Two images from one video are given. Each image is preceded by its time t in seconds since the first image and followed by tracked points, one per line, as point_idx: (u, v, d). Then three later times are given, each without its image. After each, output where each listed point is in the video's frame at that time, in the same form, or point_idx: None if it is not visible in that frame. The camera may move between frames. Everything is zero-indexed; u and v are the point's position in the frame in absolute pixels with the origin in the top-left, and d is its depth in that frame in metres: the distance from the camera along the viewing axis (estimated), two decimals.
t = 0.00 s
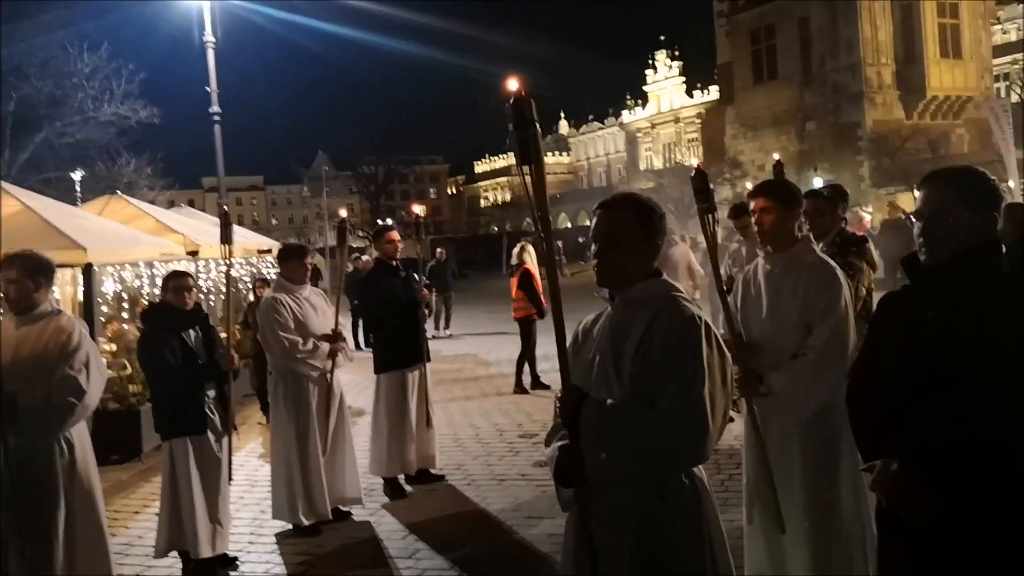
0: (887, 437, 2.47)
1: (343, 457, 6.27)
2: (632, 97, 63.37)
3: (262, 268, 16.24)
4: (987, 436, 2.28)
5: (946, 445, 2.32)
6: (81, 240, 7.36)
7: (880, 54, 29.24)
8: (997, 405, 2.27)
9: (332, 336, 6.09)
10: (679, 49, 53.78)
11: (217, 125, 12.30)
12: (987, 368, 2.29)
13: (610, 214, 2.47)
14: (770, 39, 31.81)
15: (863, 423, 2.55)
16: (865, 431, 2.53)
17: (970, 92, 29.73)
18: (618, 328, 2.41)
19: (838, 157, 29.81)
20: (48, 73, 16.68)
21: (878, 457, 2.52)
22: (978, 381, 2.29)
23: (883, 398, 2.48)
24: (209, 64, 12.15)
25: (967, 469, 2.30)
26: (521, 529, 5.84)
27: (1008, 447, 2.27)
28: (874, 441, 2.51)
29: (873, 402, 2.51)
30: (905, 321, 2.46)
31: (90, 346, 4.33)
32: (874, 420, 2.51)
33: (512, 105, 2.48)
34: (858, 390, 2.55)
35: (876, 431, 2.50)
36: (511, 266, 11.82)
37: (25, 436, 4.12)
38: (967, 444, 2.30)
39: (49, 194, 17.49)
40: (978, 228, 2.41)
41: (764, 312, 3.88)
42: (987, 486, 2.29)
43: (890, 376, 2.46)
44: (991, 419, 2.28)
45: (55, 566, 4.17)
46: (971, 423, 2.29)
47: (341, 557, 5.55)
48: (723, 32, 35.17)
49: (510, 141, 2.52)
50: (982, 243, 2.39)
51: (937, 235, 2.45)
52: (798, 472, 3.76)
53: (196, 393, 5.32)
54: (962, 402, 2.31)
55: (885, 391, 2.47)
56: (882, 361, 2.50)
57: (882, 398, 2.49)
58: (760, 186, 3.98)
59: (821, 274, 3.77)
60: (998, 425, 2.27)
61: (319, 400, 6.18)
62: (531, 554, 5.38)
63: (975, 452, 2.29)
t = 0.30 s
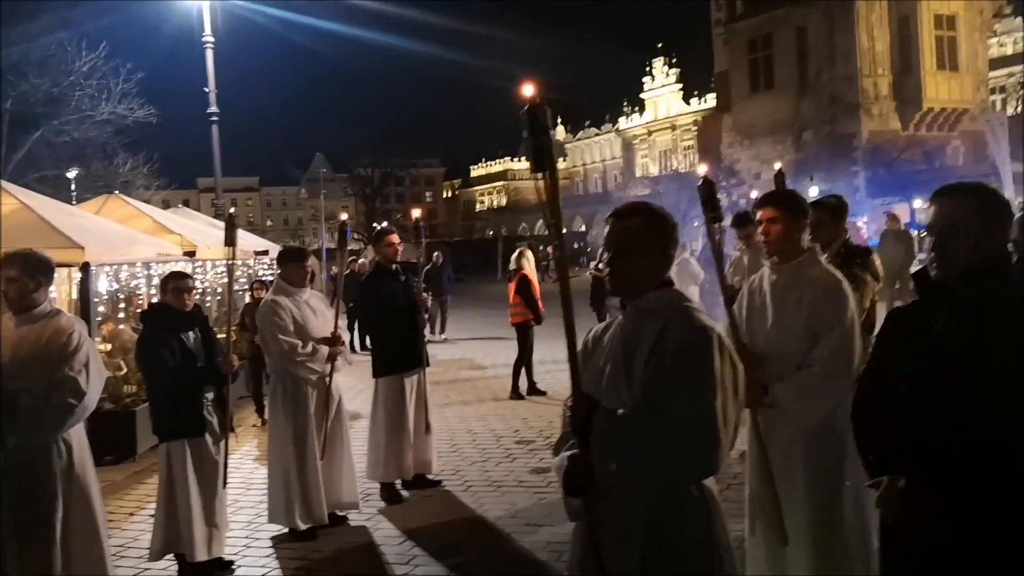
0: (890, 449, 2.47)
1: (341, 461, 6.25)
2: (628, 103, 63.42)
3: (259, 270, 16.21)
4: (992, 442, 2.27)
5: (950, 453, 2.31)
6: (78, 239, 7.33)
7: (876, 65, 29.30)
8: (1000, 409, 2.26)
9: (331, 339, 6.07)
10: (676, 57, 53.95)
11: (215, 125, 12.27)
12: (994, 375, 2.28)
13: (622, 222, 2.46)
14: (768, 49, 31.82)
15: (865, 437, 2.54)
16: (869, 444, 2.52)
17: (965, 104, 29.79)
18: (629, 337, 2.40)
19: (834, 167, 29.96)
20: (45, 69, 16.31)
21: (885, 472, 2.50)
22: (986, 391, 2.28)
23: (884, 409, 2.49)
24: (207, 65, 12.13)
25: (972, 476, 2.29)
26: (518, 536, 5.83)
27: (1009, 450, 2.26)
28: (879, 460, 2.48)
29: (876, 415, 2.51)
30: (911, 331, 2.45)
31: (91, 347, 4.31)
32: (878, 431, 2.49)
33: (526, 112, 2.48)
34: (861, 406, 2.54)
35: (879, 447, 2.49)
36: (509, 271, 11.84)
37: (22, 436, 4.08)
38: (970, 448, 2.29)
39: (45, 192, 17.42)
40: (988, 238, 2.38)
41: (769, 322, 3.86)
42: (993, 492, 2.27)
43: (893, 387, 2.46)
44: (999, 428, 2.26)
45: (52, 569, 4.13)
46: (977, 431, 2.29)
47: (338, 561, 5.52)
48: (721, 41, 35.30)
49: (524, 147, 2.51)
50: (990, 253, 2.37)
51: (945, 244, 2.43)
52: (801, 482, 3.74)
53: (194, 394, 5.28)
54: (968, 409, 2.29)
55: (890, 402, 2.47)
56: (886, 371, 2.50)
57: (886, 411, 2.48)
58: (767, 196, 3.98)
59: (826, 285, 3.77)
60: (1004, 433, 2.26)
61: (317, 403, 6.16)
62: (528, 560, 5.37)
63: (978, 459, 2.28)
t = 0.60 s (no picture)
0: (894, 452, 2.43)
1: (342, 464, 6.22)
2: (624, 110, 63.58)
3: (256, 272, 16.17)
4: (1005, 446, 2.27)
5: (961, 460, 2.32)
6: (78, 238, 7.32)
7: (873, 74, 29.41)
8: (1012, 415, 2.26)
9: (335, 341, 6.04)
10: (673, 64, 54.17)
11: (213, 126, 12.26)
12: (1005, 381, 2.27)
13: (645, 228, 2.47)
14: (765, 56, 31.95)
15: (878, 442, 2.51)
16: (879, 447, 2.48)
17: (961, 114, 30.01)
18: (649, 342, 2.42)
19: (830, 175, 30.02)
20: (44, 69, 16.32)
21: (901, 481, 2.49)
22: (1002, 399, 2.27)
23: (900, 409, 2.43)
24: (207, 66, 12.13)
25: (984, 480, 2.30)
26: (520, 541, 5.80)
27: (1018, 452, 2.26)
28: (892, 468, 2.45)
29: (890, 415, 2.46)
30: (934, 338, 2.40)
31: (96, 347, 4.29)
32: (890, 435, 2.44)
33: (549, 116, 2.52)
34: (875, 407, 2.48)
35: (888, 453, 2.44)
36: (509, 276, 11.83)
37: (25, 436, 4.05)
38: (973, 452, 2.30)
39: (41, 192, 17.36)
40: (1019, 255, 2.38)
41: (779, 330, 3.86)
42: (1002, 495, 2.28)
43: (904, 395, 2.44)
44: (1012, 434, 2.26)
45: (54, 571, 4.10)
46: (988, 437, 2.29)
47: (341, 565, 5.50)
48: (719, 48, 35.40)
49: (548, 151, 2.54)
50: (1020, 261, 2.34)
51: (966, 251, 2.42)
52: (811, 489, 3.75)
53: (199, 394, 5.26)
54: (980, 413, 2.29)
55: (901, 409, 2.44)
56: (897, 372, 2.45)
57: (897, 415, 2.43)
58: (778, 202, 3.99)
59: (838, 293, 3.78)
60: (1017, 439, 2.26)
61: (320, 404, 6.14)
62: (531, 565, 5.35)
63: (989, 465, 2.28)
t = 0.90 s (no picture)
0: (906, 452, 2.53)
1: (343, 467, 6.20)
2: (620, 113, 63.73)
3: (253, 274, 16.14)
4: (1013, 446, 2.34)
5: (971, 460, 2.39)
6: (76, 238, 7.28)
7: (868, 77, 29.50)
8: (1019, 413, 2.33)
9: (336, 343, 6.03)
10: (668, 67, 54.31)
11: (210, 129, 12.24)
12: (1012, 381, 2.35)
13: (655, 231, 2.50)
14: (760, 60, 31.90)
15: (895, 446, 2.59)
16: (893, 443, 2.58)
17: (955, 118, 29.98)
18: (660, 344, 2.44)
19: (826, 179, 30.09)
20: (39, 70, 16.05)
21: (917, 483, 2.54)
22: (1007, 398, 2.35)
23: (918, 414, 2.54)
24: (203, 68, 12.11)
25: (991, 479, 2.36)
26: (520, 544, 5.80)
27: None
28: (909, 469, 2.52)
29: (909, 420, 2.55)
30: (948, 339, 2.51)
31: (97, 350, 4.28)
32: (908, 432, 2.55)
33: (560, 118, 2.54)
34: (888, 406, 2.62)
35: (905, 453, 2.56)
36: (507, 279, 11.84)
37: (25, 439, 4.00)
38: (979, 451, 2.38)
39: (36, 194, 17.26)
40: None
41: (783, 332, 3.88)
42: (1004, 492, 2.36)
43: (919, 406, 2.53)
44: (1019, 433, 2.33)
45: None
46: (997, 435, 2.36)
47: (342, 567, 5.48)
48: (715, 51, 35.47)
49: (559, 153, 2.56)
50: None
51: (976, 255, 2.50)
52: (817, 493, 3.75)
53: (199, 396, 5.24)
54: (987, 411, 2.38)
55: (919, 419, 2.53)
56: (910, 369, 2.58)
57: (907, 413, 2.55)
58: (781, 205, 4.00)
59: (842, 296, 3.79)
60: None
61: (321, 407, 6.13)
62: (534, 568, 5.36)
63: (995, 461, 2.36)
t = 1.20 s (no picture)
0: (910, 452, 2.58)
1: (341, 470, 6.18)
2: (616, 115, 63.84)
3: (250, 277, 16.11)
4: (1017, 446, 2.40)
5: (979, 460, 2.45)
6: (74, 242, 7.29)
7: (863, 79, 29.55)
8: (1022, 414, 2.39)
9: (334, 346, 6.02)
10: (664, 69, 54.45)
11: (206, 132, 12.23)
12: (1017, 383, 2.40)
13: (656, 232, 2.51)
14: (756, 62, 31.94)
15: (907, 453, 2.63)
16: (898, 444, 2.62)
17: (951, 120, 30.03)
18: (661, 347, 2.45)
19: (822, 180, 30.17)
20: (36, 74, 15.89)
21: (925, 485, 2.59)
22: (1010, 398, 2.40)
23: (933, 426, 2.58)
24: (199, 71, 12.11)
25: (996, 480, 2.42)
26: (520, 547, 5.79)
27: None
28: (916, 473, 2.57)
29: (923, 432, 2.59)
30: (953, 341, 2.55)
31: (95, 353, 4.27)
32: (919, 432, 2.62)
33: (560, 119, 2.55)
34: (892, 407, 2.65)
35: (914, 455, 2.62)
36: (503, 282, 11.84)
37: (22, 441, 3.98)
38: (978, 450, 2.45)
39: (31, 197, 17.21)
40: None
41: (782, 335, 3.88)
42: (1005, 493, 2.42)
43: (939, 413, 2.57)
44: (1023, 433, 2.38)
45: None
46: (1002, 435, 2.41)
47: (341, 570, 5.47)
48: (711, 53, 35.55)
49: (558, 154, 2.56)
50: None
51: (980, 257, 2.53)
52: (817, 497, 3.74)
53: (198, 398, 5.22)
54: (994, 412, 2.43)
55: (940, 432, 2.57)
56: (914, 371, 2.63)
57: (908, 412, 2.59)
58: (779, 207, 4.00)
59: (840, 298, 3.80)
60: None
61: (318, 409, 6.11)
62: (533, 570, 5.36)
63: (998, 461, 2.41)
